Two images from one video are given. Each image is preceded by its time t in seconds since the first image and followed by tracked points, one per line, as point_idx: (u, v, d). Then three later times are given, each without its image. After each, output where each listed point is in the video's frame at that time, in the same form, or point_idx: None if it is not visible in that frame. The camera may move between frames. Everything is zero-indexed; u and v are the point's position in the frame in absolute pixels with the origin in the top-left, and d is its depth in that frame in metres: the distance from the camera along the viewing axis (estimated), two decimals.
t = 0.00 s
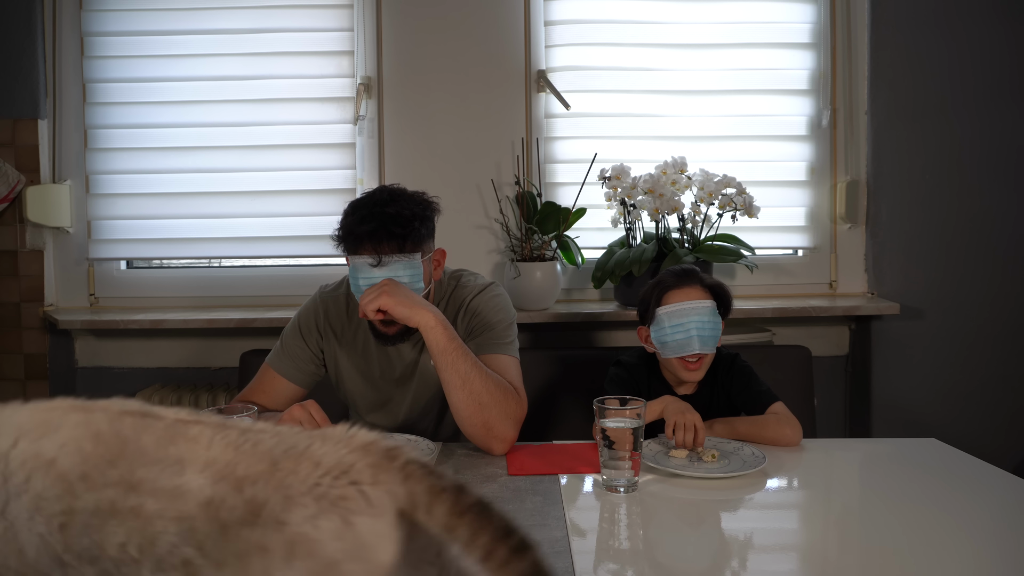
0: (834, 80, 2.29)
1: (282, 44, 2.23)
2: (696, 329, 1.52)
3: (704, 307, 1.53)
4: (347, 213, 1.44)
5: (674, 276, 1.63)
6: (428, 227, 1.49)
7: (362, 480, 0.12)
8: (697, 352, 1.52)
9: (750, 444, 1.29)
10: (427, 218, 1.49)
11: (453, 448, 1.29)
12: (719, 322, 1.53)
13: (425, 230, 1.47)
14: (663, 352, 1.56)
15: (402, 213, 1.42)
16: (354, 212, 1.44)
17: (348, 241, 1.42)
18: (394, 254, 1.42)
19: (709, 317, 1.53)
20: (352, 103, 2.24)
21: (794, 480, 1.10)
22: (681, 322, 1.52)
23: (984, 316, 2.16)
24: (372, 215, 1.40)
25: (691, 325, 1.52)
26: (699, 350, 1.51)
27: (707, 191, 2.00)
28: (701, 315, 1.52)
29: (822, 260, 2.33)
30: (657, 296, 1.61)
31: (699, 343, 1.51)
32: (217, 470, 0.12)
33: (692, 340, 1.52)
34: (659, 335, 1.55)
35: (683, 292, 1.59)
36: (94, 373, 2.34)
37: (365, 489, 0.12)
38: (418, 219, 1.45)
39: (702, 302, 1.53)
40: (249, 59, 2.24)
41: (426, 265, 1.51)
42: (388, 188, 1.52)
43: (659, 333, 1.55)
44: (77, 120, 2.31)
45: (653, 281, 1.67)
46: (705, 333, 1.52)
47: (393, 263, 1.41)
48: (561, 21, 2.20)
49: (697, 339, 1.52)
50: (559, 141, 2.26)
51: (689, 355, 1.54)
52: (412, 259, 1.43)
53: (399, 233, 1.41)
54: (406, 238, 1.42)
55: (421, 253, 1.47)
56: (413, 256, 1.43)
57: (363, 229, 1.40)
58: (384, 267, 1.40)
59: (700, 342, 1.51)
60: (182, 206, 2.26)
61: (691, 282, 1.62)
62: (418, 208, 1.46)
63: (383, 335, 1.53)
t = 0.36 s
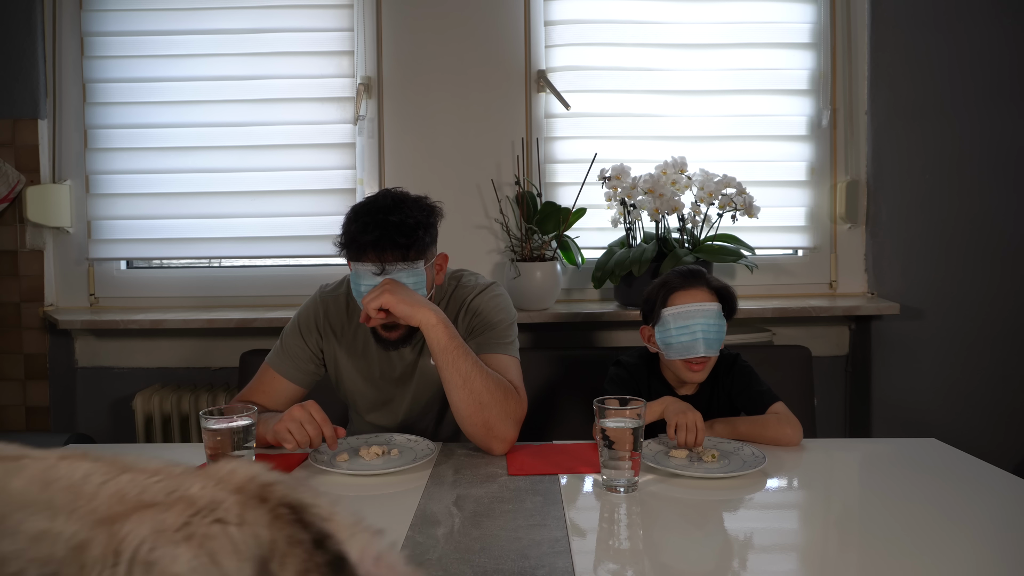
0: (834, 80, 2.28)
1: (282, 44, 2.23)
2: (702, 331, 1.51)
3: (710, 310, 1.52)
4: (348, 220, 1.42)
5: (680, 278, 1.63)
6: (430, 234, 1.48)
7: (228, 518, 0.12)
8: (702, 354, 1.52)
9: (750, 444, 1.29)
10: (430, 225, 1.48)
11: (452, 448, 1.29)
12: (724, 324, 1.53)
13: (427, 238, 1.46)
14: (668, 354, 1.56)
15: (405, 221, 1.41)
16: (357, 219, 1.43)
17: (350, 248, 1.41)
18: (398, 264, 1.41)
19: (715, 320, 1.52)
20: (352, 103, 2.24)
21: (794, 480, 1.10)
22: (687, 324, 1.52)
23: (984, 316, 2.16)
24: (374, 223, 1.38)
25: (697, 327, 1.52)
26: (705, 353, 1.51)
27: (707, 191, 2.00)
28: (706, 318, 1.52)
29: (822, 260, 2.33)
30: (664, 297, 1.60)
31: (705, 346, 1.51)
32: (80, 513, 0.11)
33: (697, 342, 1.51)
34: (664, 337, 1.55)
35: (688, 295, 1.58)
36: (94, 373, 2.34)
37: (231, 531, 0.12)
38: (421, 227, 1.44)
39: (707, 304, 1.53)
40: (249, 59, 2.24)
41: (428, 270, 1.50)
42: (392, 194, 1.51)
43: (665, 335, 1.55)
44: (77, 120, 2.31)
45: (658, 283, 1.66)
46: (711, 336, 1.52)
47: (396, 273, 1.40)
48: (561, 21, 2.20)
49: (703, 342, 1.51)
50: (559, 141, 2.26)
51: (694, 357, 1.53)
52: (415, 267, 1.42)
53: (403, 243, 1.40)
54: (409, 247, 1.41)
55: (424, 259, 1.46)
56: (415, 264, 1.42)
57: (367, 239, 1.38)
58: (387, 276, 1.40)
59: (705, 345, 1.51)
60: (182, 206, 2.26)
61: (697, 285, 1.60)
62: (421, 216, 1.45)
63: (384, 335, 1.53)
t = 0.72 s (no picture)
0: (834, 80, 2.28)
1: (282, 44, 2.23)
2: (702, 328, 1.52)
3: (708, 306, 1.52)
4: (348, 221, 1.42)
5: (679, 275, 1.62)
6: (430, 234, 1.48)
7: (152, 504, 0.32)
8: (702, 350, 1.52)
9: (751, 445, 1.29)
10: (430, 226, 1.47)
11: (452, 448, 1.29)
12: (723, 321, 1.53)
13: (427, 237, 1.46)
14: (669, 352, 1.56)
15: (406, 222, 1.41)
16: (356, 219, 1.43)
17: (350, 249, 1.40)
18: (398, 263, 1.41)
19: (714, 316, 1.52)
20: (352, 103, 2.24)
21: (794, 480, 1.10)
22: (686, 320, 1.52)
23: (984, 316, 2.17)
24: (375, 224, 1.38)
25: (697, 324, 1.52)
26: (705, 349, 1.51)
27: (707, 191, 2.00)
28: (705, 314, 1.52)
29: (822, 260, 2.33)
30: (663, 294, 1.61)
31: (705, 342, 1.51)
32: None
33: (697, 339, 1.51)
34: (665, 335, 1.55)
35: (689, 293, 1.58)
36: (94, 373, 2.34)
37: (144, 508, 0.32)
38: (421, 228, 1.44)
39: (706, 301, 1.53)
40: (249, 59, 2.24)
41: (429, 270, 1.50)
42: (391, 194, 1.51)
43: (666, 333, 1.55)
44: (77, 120, 2.31)
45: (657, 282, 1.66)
46: (710, 332, 1.52)
47: (396, 273, 1.40)
48: (561, 21, 2.20)
49: (703, 338, 1.51)
50: (559, 141, 2.26)
51: (695, 353, 1.53)
52: (415, 267, 1.42)
53: (403, 243, 1.40)
54: (409, 247, 1.41)
55: (424, 260, 1.46)
56: (415, 264, 1.42)
57: (366, 240, 1.38)
58: (388, 276, 1.40)
59: (705, 341, 1.51)
60: (181, 206, 2.26)
61: (696, 283, 1.61)
62: (421, 216, 1.45)
63: (383, 335, 1.53)
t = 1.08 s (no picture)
0: (834, 80, 2.28)
1: (282, 44, 2.23)
2: (687, 322, 1.52)
3: (693, 300, 1.53)
4: (347, 220, 1.42)
5: (665, 273, 1.62)
6: (430, 234, 1.48)
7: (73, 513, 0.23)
8: (689, 344, 1.52)
9: (750, 444, 1.29)
10: (429, 225, 1.47)
11: (452, 448, 1.29)
12: (709, 316, 1.54)
13: (426, 237, 1.46)
14: (656, 348, 1.56)
15: (404, 221, 1.41)
16: (355, 219, 1.43)
17: (349, 249, 1.41)
18: (396, 263, 1.41)
19: (700, 311, 1.53)
20: (352, 103, 2.24)
21: (793, 480, 1.10)
22: (672, 315, 1.52)
23: (983, 317, 2.18)
24: (373, 223, 1.38)
25: (682, 318, 1.52)
26: (692, 342, 1.51)
27: (707, 191, 2.00)
28: (690, 308, 1.52)
29: (822, 260, 2.32)
30: (647, 291, 1.60)
31: (692, 335, 1.51)
32: None
33: (683, 333, 1.52)
34: (652, 331, 1.55)
35: (676, 288, 1.58)
36: (94, 373, 2.34)
37: (87, 512, 0.23)
38: (420, 227, 1.44)
39: (691, 295, 1.54)
40: (249, 59, 2.24)
41: (428, 270, 1.50)
42: (390, 194, 1.51)
43: (653, 329, 1.55)
44: (77, 120, 2.31)
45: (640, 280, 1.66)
46: (696, 326, 1.52)
47: (395, 273, 1.40)
48: (561, 21, 2.20)
49: (689, 331, 1.51)
50: (559, 141, 2.26)
51: (681, 348, 1.54)
52: (413, 267, 1.42)
53: (402, 243, 1.40)
54: (407, 247, 1.41)
55: (423, 260, 1.46)
56: (415, 264, 1.42)
57: (365, 239, 1.38)
58: (387, 276, 1.40)
59: (692, 335, 1.52)
60: (181, 206, 2.26)
61: (681, 278, 1.61)
62: (420, 216, 1.45)
63: (383, 336, 1.53)
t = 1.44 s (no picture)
0: (834, 80, 2.28)
1: (283, 44, 2.23)
2: (658, 315, 1.52)
3: (667, 296, 1.53)
4: (347, 220, 1.42)
5: (643, 269, 1.63)
6: (429, 234, 1.48)
7: None
8: (661, 338, 1.52)
9: (750, 444, 1.29)
10: (429, 225, 1.47)
11: (452, 448, 1.29)
12: (684, 312, 1.53)
13: (426, 237, 1.46)
14: (631, 341, 1.56)
15: (404, 221, 1.41)
16: (355, 219, 1.43)
17: (349, 249, 1.40)
18: (396, 263, 1.41)
19: (672, 306, 1.52)
20: (352, 103, 2.24)
21: (794, 480, 1.10)
22: (643, 309, 1.53)
23: (984, 318, 2.18)
24: (374, 223, 1.38)
25: (654, 313, 1.52)
26: (662, 336, 1.51)
27: (707, 191, 2.00)
28: (662, 303, 1.52)
29: (822, 260, 2.32)
30: (624, 285, 1.62)
31: (661, 329, 1.51)
32: None
33: (654, 327, 1.52)
34: (626, 325, 1.56)
35: (651, 283, 1.58)
36: (94, 373, 2.34)
37: None
38: (420, 226, 1.44)
39: (667, 291, 1.53)
40: (249, 59, 2.24)
41: (428, 270, 1.50)
42: (390, 194, 1.52)
43: (626, 322, 1.56)
44: (77, 120, 2.32)
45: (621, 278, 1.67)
46: (668, 321, 1.51)
47: (395, 273, 1.40)
48: (561, 21, 2.20)
49: (659, 326, 1.51)
50: (559, 141, 2.26)
51: (653, 342, 1.54)
52: (414, 267, 1.42)
53: (402, 243, 1.40)
54: (407, 247, 1.41)
55: (423, 259, 1.46)
56: (414, 264, 1.42)
57: (365, 239, 1.38)
58: (387, 276, 1.40)
59: (661, 329, 1.51)
60: (181, 206, 2.26)
61: (658, 275, 1.61)
62: (420, 215, 1.45)
63: (383, 336, 1.53)
